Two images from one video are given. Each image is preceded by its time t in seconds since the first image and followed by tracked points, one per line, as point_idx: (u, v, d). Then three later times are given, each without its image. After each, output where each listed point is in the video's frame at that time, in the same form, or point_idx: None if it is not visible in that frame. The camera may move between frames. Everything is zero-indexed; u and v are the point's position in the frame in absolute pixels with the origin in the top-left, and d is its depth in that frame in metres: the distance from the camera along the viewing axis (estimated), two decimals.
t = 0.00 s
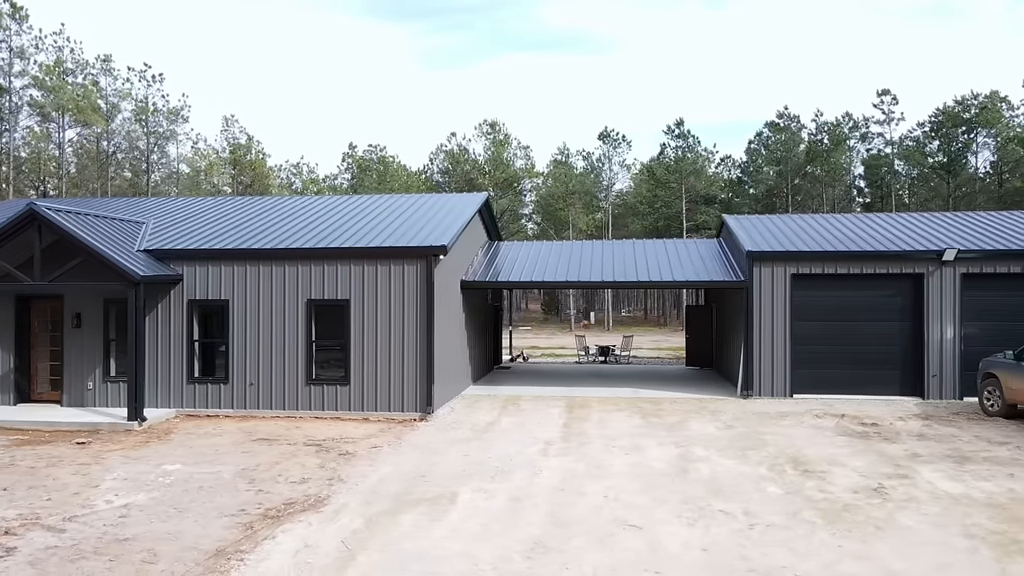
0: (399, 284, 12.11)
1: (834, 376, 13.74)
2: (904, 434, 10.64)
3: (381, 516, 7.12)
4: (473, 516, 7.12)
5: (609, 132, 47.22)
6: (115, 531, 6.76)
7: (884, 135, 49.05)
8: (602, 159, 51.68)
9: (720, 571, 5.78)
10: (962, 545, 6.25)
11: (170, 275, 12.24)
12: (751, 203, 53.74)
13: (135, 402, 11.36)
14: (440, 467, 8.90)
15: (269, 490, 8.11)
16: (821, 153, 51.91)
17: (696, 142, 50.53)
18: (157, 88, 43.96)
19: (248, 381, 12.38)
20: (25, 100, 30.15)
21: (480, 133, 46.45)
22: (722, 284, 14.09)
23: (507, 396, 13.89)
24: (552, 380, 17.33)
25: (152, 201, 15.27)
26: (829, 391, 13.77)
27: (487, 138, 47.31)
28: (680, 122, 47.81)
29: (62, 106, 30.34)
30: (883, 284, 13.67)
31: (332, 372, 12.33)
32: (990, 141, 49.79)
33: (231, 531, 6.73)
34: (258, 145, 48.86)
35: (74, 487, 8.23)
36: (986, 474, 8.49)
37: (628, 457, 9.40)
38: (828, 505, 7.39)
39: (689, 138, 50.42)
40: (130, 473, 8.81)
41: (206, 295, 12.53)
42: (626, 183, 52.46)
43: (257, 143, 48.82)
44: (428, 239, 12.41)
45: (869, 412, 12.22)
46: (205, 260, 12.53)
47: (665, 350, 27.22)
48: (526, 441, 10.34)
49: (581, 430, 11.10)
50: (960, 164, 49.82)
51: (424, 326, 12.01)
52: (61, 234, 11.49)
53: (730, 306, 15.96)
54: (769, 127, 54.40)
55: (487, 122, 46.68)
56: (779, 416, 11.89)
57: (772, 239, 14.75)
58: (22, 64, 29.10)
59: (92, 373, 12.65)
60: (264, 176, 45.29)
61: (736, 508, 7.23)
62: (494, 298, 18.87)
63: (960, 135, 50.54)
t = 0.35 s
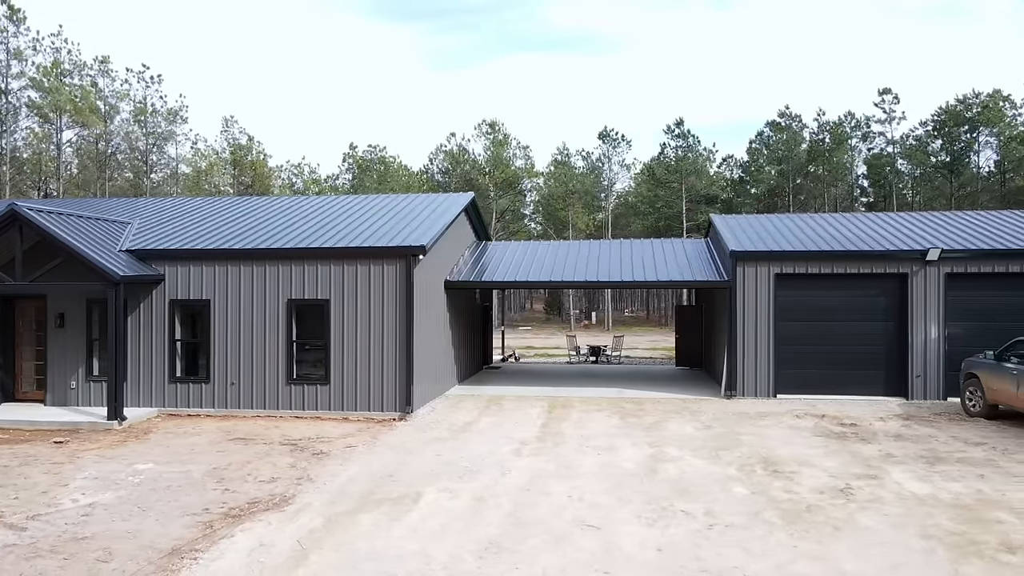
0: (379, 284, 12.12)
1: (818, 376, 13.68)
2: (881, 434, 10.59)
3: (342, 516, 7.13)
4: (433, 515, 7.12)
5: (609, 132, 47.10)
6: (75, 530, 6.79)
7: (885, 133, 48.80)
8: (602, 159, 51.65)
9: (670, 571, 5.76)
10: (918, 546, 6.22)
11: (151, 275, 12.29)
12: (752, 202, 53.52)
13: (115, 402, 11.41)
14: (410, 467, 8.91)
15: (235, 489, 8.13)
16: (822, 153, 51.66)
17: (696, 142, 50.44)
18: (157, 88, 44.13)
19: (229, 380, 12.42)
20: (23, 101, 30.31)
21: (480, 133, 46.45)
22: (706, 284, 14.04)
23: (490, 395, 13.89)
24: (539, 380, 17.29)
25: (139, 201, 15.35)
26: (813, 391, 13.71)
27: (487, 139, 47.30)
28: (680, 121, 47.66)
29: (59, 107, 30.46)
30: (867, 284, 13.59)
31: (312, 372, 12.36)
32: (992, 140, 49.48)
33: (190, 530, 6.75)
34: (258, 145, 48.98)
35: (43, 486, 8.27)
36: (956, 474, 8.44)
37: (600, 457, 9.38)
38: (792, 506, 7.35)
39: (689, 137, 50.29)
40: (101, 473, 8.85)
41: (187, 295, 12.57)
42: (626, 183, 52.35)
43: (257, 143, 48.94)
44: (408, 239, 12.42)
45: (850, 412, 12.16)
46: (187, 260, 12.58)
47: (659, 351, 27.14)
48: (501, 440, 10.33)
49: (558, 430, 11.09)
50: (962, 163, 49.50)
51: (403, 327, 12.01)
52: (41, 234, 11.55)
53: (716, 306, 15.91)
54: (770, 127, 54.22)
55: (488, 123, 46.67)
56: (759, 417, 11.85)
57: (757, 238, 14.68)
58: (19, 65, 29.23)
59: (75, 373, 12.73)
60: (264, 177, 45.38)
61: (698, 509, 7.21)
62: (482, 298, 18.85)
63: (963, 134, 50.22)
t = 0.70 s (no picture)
0: (360, 283, 12.14)
1: (804, 376, 13.63)
2: (861, 434, 10.55)
3: (307, 514, 7.16)
4: (398, 514, 7.14)
5: (609, 131, 47.00)
6: (40, 528, 6.83)
7: (887, 133, 48.59)
8: (603, 159, 51.59)
9: (625, 570, 5.76)
10: (877, 546, 6.20)
11: (135, 275, 12.34)
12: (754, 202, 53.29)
13: (98, 401, 11.46)
14: (383, 466, 8.92)
15: (207, 488, 8.16)
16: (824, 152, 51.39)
17: (697, 142, 50.31)
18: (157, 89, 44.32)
19: (213, 379, 12.46)
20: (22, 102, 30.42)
21: (479, 134, 46.44)
22: (692, 284, 14.01)
23: (475, 395, 13.89)
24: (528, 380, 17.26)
25: (128, 201, 15.44)
26: (799, 391, 13.66)
27: (488, 139, 47.21)
28: (681, 121, 47.53)
29: (57, 108, 30.63)
30: (852, 284, 13.53)
31: (295, 371, 12.39)
32: (995, 139, 49.19)
33: (154, 529, 6.78)
34: (258, 145, 49.13)
35: (16, 484, 8.32)
36: (929, 475, 8.40)
37: (575, 457, 9.37)
38: (758, 506, 7.34)
39: (690, 137, 50.16)
40: (76, 471, 8.90)
41: (171, 295, 12.62)
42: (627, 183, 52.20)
43: (258, 144, 49.09)
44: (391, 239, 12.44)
45: (833, 412, 12.12)
46: (171, 260, 12.64)
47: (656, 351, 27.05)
48: (478, 440, 10.33)
49: (538, 429, 11.08)
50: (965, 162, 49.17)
51: (385, 326, 12.03)
52: (25, 235, 11.60)
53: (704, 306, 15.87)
54: (771, 126, 54.06)
55: (488, 123, 46.58)
56: (741, 417, 11.81)
57: (745, 238, 14.62)
58: (17, 66, 29.41)
59: (61, 372, 12.78)
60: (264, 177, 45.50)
61: (663, 509, 7.19)
62: (474, 298, 18.89)
63: (965, 134, 49.91)
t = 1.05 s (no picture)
0: (342, 283, 12.18)
1: (789, 376, 13.59)
2: (838, 435, 10.52)
3: (271, 513, 7.19)
4: (361, 513, 7.15)
5: (610, 131, 47.00)
6: (4, 526, 6.88)
7: (890, 132, 48.35)
8: (605, 158, 51.51)
9: (576, 569, 5.77)
10: (834, 546, 6.18)
11: (119, 275, 12.41)
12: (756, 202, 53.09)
13: (80, 400, 11.54)
14: (355, 465, 8.94)
15: (176, 486, 8.20)
16: (826, 151, 51.17)
17: (698, 142, 50.43)
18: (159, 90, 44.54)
19: (196, 379, 12.53)
20: (21, 103, 30.59)
21: (479, 133, 46.61)
22: (677, 284, 13.97)
23: (459, 395, 13.92)
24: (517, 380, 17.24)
25: (116, 202, 15.53)
26: (784, 391, 13.62)
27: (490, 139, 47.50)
28: (682, 121, 47.45)
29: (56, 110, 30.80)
30: (837, 284, 13.48)
31: (278, 370, 12.43)
32: (999, 137, 48.88)
33: (116, 528, 6.82)
34: (260, 146, 49.31)
35: None
36: (899, 475, 8.37)
37: (547, 456, 9.37)
38: (722, 506, 7.33)
39: (691, 136, 50.06)
40: (51, 470, 8.96)
41: (155, 294, 12.69)
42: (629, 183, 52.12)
43: (259, 144, 49.27)
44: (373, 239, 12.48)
45: (815, 413, 12.08)
46: (155, 260, 12.70)
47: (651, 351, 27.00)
48: (454, 439, 10.35)
49: (516, 429, 11.09)
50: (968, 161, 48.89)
51: (366, 325, 12.06)
52: (9, 235, 11.68)
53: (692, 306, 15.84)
54: (773, 125, 53.86)
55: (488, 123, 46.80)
56: (722, 417, 11.77)
57: (731, 238, 14.56)
58: (18, 67, 29.64)
59: (47, 371, 12.87)
60: (266, 177, 45.68)
61: (626, 509, 7.19)
62: (464, 298, 18.94)
63: (969, 133, 49.62)
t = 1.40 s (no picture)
0: (325, 283, 12.20)
1: (776, 376, 13.54)
2: (819, 435, 10.48)
3: (238, 512, 7.20)
4: (328, 513, 7.16)
5: (610, 130, 46.97)
6: None
7: (893, 131, 48.12)
8: (606, 158, 51.47)
9: (533, 569, 5.76)
10: (795, 547, 6.15)
11: (104, 275, 12.47)
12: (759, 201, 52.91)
13: (64, 400, 11.59)
14: (329, 465, 8.95)
15: (149, 486, 8.23)
16: (829, 151, 50.99)
17: (699, 141, 50.41)
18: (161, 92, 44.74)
19: (181, 378, 12.57)
20: (20, 104, 30.74)
21: (480, 133, 46.75)
22: (663, 284, 13.94)
23: (446, 395, 13.92)
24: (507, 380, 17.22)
25: (106, 202, 15.62)
26: (771, 392, 13.56)
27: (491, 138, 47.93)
28: (683, 121, 47.38)
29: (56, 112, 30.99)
30: (824, 284, 13.42)
31: (262, 370, 12.46)
32: (1003, 137, 48.59)
33: (82, 527, 6.85)
34: (262, 147, 49.46)
35: None
36: (874, 476, 8.32)
37: (524, 456, 9.36)
38: (689, 506, 7.30)
39: (692, 136, 49.97)
40: (28, 469, 9.00)
41: (141, 294, 12.75)
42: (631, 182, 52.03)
43: (261, 145, 49.41)
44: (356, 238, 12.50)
45: (800, 413, 12.03)
46: (140, 260, 12.75)
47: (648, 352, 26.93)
48: (433, 439, 10.35)
49: (497, 429, 11.08)
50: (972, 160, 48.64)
51: (349, 325, 12.07)
52: None
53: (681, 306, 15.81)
54: (776, 124, 53.72)
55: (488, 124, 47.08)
56: (705, 418, 11.73)
57: (719, 238, 14.50)
58: (18, 70, 29.85)
59: (34, 370, 12.94)
60: (267, 178, 45.78)
61: (593, 509, 7.17)
62: (456, 299, 18.99)
63: (972, 131, 49.37)
